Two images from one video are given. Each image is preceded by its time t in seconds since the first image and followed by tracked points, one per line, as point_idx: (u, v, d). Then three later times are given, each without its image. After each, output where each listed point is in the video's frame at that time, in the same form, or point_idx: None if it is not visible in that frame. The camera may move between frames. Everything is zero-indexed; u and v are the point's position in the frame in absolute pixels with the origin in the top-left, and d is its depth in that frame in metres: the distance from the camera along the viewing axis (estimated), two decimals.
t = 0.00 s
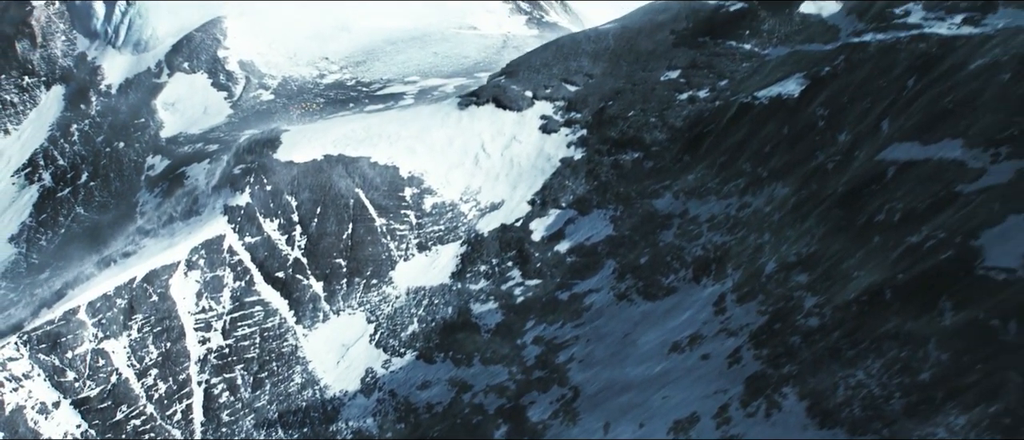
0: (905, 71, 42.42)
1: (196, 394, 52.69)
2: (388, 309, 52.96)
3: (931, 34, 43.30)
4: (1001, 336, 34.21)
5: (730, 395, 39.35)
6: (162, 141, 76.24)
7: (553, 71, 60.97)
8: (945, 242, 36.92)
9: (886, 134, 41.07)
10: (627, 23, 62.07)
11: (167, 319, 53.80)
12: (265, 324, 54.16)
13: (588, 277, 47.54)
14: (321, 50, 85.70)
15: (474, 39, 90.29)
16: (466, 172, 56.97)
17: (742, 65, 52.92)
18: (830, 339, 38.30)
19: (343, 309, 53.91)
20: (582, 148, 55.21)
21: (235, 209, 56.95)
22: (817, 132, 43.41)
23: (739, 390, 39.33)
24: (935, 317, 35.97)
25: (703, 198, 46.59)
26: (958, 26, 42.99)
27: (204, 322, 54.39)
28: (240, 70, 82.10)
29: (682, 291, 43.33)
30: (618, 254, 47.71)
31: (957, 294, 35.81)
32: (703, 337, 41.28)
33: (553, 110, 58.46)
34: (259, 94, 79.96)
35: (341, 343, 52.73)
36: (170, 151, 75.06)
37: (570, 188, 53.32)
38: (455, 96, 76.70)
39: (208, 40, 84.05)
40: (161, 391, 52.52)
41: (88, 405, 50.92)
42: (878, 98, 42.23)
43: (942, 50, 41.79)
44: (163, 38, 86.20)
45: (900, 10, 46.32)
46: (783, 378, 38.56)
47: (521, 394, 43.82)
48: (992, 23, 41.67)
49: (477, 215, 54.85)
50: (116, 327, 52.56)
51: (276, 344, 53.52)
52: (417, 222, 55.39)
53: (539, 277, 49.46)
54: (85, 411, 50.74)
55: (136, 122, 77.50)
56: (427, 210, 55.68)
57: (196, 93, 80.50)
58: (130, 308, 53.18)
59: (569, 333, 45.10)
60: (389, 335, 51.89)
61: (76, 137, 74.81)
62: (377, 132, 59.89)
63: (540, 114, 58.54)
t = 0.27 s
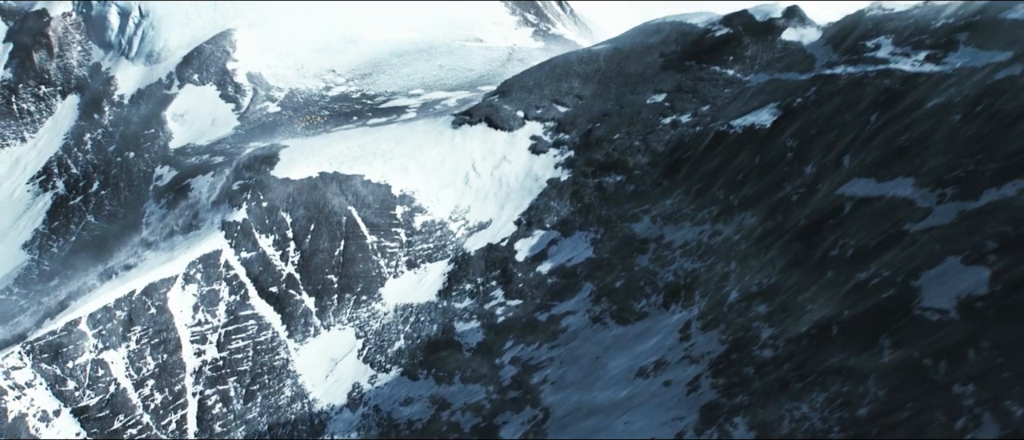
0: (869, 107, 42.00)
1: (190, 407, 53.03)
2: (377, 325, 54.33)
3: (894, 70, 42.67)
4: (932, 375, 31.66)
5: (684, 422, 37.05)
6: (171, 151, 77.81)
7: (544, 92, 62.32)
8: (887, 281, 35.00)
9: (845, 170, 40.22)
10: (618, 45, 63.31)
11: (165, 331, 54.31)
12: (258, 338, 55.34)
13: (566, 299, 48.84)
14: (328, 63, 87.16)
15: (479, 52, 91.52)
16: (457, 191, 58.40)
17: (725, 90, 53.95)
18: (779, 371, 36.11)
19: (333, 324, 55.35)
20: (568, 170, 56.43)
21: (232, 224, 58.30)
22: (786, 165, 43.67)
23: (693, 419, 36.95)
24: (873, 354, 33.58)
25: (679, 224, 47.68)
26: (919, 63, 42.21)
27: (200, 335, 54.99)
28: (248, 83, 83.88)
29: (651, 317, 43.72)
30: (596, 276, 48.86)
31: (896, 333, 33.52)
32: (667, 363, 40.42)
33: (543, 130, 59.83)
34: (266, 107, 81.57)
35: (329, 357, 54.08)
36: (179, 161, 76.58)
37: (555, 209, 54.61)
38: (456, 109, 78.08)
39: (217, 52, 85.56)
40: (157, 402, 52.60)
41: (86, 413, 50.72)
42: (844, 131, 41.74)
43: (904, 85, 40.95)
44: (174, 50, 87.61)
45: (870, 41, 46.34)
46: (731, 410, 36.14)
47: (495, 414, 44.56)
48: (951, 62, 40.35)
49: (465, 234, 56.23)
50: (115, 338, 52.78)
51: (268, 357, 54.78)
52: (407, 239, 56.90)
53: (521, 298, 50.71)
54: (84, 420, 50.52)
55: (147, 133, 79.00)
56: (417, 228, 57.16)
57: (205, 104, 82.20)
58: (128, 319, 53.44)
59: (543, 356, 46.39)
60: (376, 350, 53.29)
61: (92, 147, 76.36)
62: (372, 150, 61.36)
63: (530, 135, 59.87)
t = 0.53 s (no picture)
0: (839, 135, 44.95)
1: (187, 414, 54.79)
2: (368, 337, 55.88)
3: (866, 98, 45.13)
4: (879, 403, 38.99)
5: None
6: (179, 160, 79.62)
7: (539, 107, 63.43)
8: (843, 309, 41.04)
9: (815, 196, 44.30)
10: (613, 62, 64.36)
11: (165, 339, 55.55)
12: (254, 347, 56.75)
13: (551, 315, 50.21)
14: (336, 72, 88.50)
15: (485, 61, 92.62)
16: (450, 205, 59.62)
17: (712, 110, 54.94)
18: (742, 394, 42.37)
19: (327, 335, 56.98)
20: (558, 186, 57.50)
21: (231, 235, 59.01)
22: (760, 189, 46.24)
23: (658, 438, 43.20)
24: (827, 381, 40.44)
25: (660, 243, 48.72)
26: (891, 91, 44.63)
27: (198, 344, 56.33)
28: (256, 91, 85.26)
29: (629, 336, 46.69)
30: (579, 294, 50.05)
31: (848, 361, 40.28)
32: (639, 382, 45.08)
33: (536, 146, 60.86)
34: (273, 116, 83.01)
35: (322, 367, 55.81)
36: (187, 170, 78.37)
37: (544, 225, 55.64)
38: (458, 120, 79.28)
39: (226, 61, 87.03)
40: (155, 409, 54.55)
41: (88, 419, 52.93)
42: (816, 157, 44.93)
43: (874, 113, 44.21)
44: (185, 59, 89.25)
45: (847, 67, 47.53)
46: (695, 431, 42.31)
47: (475, 428, 47.27)
48: (920, 91, 43.13)
49: (456, 248, 57.53)
50: (116, 346, 54.33)
51: (264, 367, 56.30)
52: (400, 253, 58.24)
53: (507, 313, 51.66)
54: (85, 425, 52.78)
55: (156, 140, 81.07)
56: (411, 241, 58.41)
57: (213, 113, 83.76)
58: (130, 327, 54.79)
59: (525, 371, 48.53)
60: (367, 362, 55.05)
61: (103, 154, 78.16)
62: (369, 164, 62.49)
63: (523, 151, 60.90)
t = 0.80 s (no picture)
0: (805, 165, 45.54)
1: (186, 420, 56.41)
2: (361, 348, 57.11)
3: (837, 127, 46.11)
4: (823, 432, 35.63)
5: None
6: (190, 167, 81.58)
7: (533, 124, 64.77)
8: (799, 336, 39.16)
9: (784, 222, 44.32)
10: (608, 79, 65.53)
11: (166, 347, 57.99)
12: (251, 356, 58.38)
13: (534, 331, 51.18)
14: (345, 81, 90.02)
15: (493, 71, 93.80)
16: (444, 220, 61.13)
17: (697, 131, 56.14)
18: (700, 417, 39.56)
19: (322, 345, 58.26)
20: (549, 202, 58.77)
21: (232, 247, 61.40)
22: (734, 213, 46.62)
23: None
24: (777, 408, 37.39)
25: (641, 263, 49.88)
26: (860, 120, 45.75)
27: (197, 352, 58.38)
28: (266, 100, 86.76)
29: (605, 355, 46.09)
30: (562, 310, 51.19)
31: (798, 388, 37.58)
32: (611, 401, 42.98)
33: (530, 163, 62.12)
34: (282, 124, 84.58)
35: (316, 377, 57.12)
36: (197, 177, 80.28)
37: (533, 241, 56.93)
38: (462, 131, 80.53)
39: (238, 70, 88.58)
40: (156, 414, 56.36)
41: (91, 423, 55.31)
42: (787, 184, 45.48)
43: (841, 142, 45.06)
44: (199, 67, 91.39)
45: (824, 93, 48.64)
46: None
47: None
48: (886, 122, 44.27)
49: (448, 262, 58.89)
50: (119, 353, 57.28)
51: (260, 375, 57.71)
52: (394, 265, 59.58)
53: (493, 328, 53.06)
54: (88, 428, 55.17)
55: (168, 148, 83.45)
56: (405, 254, 59.84)
57: (224, 121, 85.46)
58: (133, 335, 57.91)
59: (507, 385, 48.98)
60: (359, 373, 56.07)
61: (116, 160, 82.11)
62: (368, 177, 64.10)
63: (517, 166, 62.23)
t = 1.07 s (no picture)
0: (780, 188, 46.24)
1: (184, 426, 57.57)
2: (354, 358, 58.57)
3: (812, 150, 46.61)
4: None
5: None
6: (198, 175, 82.93)
7: (527, 138, 65.93)
8: (758, 361, 40.08)
9: (756, 245, 45.13)
10: (602, 95, 66.69)
11: (166, 354, 58.79)
12: (249, 364, 59.63)
13: (519, 345, 52.63)
14: (351, 90, 91.44)
15: (498, 81, 94.78)
16: (438, 232, 62.43)
17: (684, 149, 57.17)
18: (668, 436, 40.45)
19: (316, 354, 59.73)
20: (540, 216, 59.97)
21: (232, 256, 62.34)
22: (712, 233, 47.54)
23: None
24: (737, 428, 38.18)
25: (624, 280, 50.95)
26: (834, 145, 45.97)
27: (197, 359, 59.38)
28: (274, 109, 88.21)
29: (584, 370, 47.53)
30: (547, 325, 52.48)
31: (756, 411, 38.32)
32: (586, 417, 44.62)
33: (523, 177, 63.39)
34: (289, 133, 85.98)
35: (310, 386, 58.55)
36: (205, 184, 81.64)
37: (522, 255, 58.17)
38: (464, 141, 81.70)
39: (246, 79, 90.21)
40: (155, 420, 57.38)
41: (92, 428, 56.04)
42: (762, 207, 46.09)
43: (813, 167, 45.52)
44: (209, 76, 92.87)
45: (804, 117, 49.23)
46: None
47: None
48: (857, 149, 44.45)
49: (441, 274, 60.19)
50: (121, 359, 57.71)
51: (257, 383, 59.10)
52: (388, 277, 60.99)
53: (481, 340, 54.31)
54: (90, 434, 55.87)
55: (176, 156, 84.70)
56: (399, 266, 61.21)
57: (232, 129, 87.05)
58: (135, 341, 58.25)
59: (491, 398, 50.42)
60: (350, 382, 57.50)
61: (128, 166, 82.58)
62: (365, 190, 65.45)
63: (511, 181, 63.53)
